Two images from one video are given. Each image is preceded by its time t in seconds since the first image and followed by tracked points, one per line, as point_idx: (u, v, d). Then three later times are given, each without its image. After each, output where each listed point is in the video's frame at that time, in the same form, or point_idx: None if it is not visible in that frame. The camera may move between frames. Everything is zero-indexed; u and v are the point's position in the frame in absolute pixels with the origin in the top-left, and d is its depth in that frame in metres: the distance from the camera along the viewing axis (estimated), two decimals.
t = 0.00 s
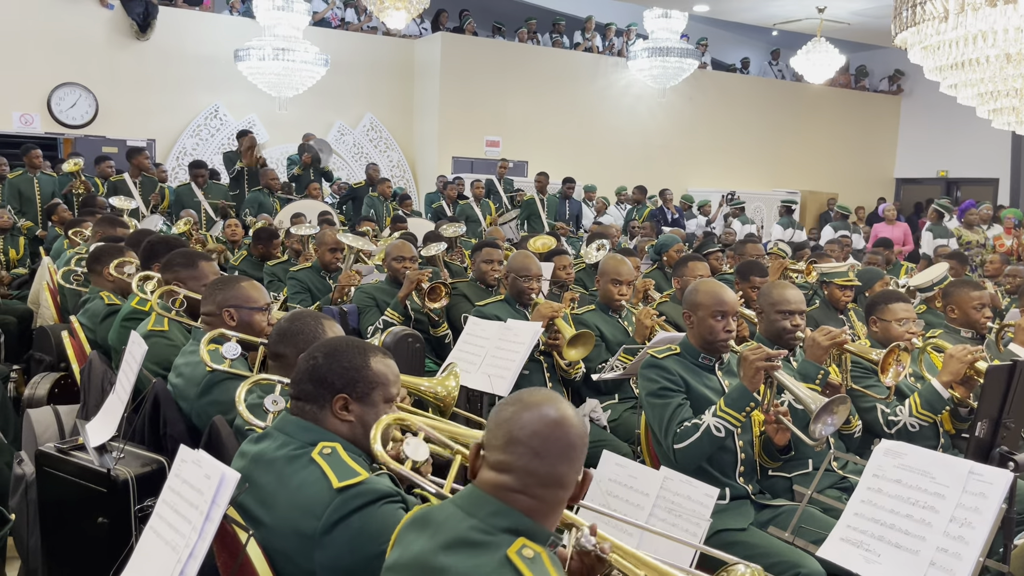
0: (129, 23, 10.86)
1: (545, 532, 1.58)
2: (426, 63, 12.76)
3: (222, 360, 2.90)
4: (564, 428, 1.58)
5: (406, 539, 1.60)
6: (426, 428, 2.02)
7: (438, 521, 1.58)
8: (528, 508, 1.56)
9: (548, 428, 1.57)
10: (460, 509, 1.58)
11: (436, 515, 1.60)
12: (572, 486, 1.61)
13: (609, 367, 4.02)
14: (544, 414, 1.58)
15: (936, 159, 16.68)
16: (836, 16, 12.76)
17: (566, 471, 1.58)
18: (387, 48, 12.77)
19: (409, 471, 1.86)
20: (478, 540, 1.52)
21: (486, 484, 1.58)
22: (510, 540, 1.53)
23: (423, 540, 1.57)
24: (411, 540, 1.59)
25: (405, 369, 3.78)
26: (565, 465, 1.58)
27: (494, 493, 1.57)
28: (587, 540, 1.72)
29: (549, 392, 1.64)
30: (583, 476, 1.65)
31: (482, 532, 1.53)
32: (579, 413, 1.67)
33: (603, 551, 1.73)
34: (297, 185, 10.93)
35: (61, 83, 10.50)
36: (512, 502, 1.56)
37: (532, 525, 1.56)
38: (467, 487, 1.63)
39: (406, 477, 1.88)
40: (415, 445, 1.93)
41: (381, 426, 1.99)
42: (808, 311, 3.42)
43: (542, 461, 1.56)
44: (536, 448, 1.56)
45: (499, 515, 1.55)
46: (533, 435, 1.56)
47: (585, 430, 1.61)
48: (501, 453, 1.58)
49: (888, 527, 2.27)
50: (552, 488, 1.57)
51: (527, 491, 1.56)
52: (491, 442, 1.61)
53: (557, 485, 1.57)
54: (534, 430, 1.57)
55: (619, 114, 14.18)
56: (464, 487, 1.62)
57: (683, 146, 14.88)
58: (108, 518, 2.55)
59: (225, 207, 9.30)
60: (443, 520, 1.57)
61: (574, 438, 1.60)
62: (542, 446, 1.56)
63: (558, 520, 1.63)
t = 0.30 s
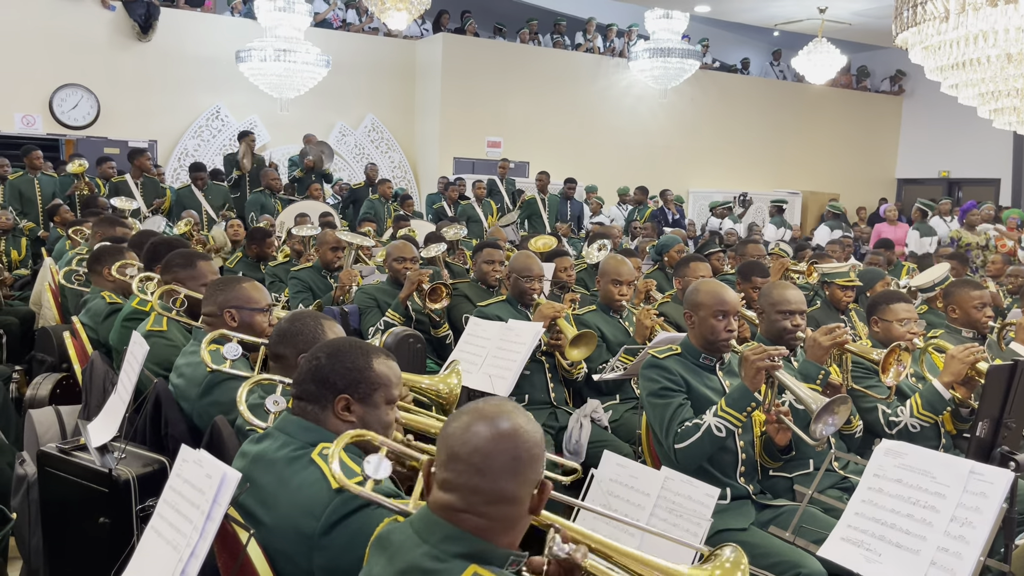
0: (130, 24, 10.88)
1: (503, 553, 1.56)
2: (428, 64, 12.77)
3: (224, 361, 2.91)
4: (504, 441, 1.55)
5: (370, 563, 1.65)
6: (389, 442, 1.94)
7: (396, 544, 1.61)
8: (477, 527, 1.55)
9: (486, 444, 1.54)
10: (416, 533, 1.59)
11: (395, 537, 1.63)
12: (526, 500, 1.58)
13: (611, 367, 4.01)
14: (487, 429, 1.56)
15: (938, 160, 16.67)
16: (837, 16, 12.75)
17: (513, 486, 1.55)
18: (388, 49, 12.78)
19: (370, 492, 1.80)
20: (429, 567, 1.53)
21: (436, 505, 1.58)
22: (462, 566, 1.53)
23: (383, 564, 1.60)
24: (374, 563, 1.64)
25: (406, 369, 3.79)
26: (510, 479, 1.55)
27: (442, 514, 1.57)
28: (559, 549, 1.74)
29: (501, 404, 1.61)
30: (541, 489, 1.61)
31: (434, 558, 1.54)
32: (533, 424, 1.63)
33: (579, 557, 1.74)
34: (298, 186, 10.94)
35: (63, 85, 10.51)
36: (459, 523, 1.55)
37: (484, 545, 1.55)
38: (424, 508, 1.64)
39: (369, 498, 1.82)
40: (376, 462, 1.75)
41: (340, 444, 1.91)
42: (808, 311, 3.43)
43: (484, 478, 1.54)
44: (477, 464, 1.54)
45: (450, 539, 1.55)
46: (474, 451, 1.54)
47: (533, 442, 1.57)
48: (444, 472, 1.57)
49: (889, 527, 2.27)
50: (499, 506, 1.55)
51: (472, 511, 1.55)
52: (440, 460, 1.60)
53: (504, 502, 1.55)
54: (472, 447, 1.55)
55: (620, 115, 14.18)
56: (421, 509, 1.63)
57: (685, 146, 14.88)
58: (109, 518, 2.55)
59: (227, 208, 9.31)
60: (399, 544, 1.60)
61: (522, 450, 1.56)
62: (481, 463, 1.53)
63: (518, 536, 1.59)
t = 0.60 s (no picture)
0: (132, 25, 10.89)
1: (473, 561, 1.57)
2: (429, 65, 12.77)
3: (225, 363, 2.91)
4: (434, 452, 1.54)
5: None
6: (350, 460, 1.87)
7: (366, 563, 1.64)
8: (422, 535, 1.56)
9: (416, 454, 1.54)
10: (385, 551, 1.62)
11: (365, 556, 1.66)
12: (471, 511, 1.55)
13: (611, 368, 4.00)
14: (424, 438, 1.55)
15: (939, 160, 16.65)
16: (839, 17, 12.74)
17: (449, 496, 1.53)
18: (389, 50, 12.79)
19: (334, 516, 1.76)
20: None
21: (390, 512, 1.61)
22: None
23: None
24: None
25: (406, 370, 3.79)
26: (443, 489, 1.53)
27: (395, 520, 1.60)
28: (533, 548, 1.67)
29: (460, 412, 1.59)
30: (491, 497, 1.56)
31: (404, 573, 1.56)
32: (485, 431, 1.58)
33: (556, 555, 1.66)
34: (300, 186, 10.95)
35: (65, 86, 10.53)
36: (406, 532, 1.58)
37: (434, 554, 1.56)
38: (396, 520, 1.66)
39: (337, 522, 1.78)
40: (339, 483, 1.83)
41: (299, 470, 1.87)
42: (809, 312, 3.43)
43: (419, 487, 1.54)
44: (412, 473, 1.55)
45: (416, 554, 1.57)
46: (411, 459, 1.55)
47: (472, 452, 1.54)
48: (389, 482, 1.60)
49: (890, 528, 2.27)
50: (435, 514, 1.54)
51: (413, 519, 1.57)
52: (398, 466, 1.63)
53: (442, 511, 1.54)
54: (405, 457, 1.56)
55: (621, 115, 14.18)
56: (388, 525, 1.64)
57: (687, 147, 14.88)
58: (112, 519, 2.57)
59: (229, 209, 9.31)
60: (369, 564, 1.63)
61: (459, 460, 1.53)
62: (413, 472, 1.54)
63: (475, 545, 1.58)
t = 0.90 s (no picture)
0: (133, 26, 10.91)
1: (461, 559, 1.58)
2: (430, 66, 12.78)
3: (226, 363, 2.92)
4: (395, 445, 1.55)
5: None
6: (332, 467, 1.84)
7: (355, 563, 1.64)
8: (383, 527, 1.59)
9: (380, 447, 1.57)
10: (371, 551, 1.62)
11: (355, 558, 1.66)
12: (424, 508, 1.54)
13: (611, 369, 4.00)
14: (387, 430, 1.59)
15: (941, 160, 16.63)
16: (840, 17, 12.74)
17: (397, 492, 1.54)
18: (390, 50, 12.79)
19: (321, 526, 1.76)
20: None
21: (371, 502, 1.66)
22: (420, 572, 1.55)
23: None
24: None
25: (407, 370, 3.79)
26: (392, 482, 1.55)
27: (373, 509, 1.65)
28: (519, 535, 1.68)
29: (435, 410, 1.59)
30: (446, 498, 1.53)
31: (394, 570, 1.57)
32: (457, 431, 1.56)
33: (546, 540, 1.70)
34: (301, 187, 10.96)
35: (66, 87, 10.54)
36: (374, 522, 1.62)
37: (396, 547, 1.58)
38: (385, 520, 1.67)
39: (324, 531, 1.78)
40: (321, 492, 1.83)
41: (279, 481, 1.83)
42: (810, 310, 3.43)
43: (375, 477, 1.58)
44: (370, 463, 1.59)
45: (403, 551, 1.57)
46: (372, 449, 1.59)
47: (424, 450, 1.53)
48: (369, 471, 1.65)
49: (890, 527, 2.28)
50: (388, 507, 1.57)
51: (375, 509, 1.60)
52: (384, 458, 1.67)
53: (393, 505, 1.56)
54: (371, 449, 1.59)
55: (622, 116, 14.18)
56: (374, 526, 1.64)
57: (688, 147, 14.88)
58: (114, 520, 2.58)
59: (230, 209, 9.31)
60: (358, 563, 1.63)
61: (410, 456, 1.54)
62: (371, 461, 1.58)
63: (435, 544, 1.56)
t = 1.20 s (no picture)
0: (134, 27, 10.92)
1: (455, 564, 1.59)
2: (432, 66, 12.79)
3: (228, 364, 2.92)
4: (380, 451, 1.55)
5: None
6: (326, 475, 1.82)
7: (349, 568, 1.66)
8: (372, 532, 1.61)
9: (367, 452, 1.58)
10: (364, 559, 1.63)
11: (349, 563, 1.68)
12: (408, 515, 1.55)
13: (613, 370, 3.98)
14: (374, 436, 1.58)
15: (942, 159, 16.62)
16: (841, 16, 12.73)
17: (382, 498, 1.55)
18: (392, 51, 12.80)
19: (313, 532, 1.73)
20: None
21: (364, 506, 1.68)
22: None
23: None
24: None
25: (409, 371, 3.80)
26: (376, 488, 1.56)
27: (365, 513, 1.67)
28: (517, 528, 1.70)
29: (423, 416, 1.59)
30: (429, 505, 1.53)
31: None
32: (442, 438, 1.55)
33: (544, 533, 1.68)
34: (302, 188, 10.97)
35: (68, 88, 10.56)
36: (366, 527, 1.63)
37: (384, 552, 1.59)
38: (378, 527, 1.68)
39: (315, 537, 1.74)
40: (314, 499, 1.80)
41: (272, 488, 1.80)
42: (811, 310, 3.43)
43: (362, 483, 1.59)
44: (357, 468, 1.60)
45: (394, 557, 1.58)
46: (359, 455, 1.60)
47: (406, 457, 1.53)
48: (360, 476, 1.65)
49: (892, 527, 2.28)
50: (375, 513, 1.58)
51: (364, 514, 1.61)
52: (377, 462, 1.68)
53: (379, 511, 1.57)
54: (359, 454, 1.60)
55: (623, 116, 14.18)
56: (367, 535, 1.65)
57: (689, 147, 14.88)
58: (116, 520, 2.58)
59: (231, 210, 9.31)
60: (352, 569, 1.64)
61: (392, 464, 1.54)
62: (358, 467, 1.59)
63: (421, 550, 1.57)
